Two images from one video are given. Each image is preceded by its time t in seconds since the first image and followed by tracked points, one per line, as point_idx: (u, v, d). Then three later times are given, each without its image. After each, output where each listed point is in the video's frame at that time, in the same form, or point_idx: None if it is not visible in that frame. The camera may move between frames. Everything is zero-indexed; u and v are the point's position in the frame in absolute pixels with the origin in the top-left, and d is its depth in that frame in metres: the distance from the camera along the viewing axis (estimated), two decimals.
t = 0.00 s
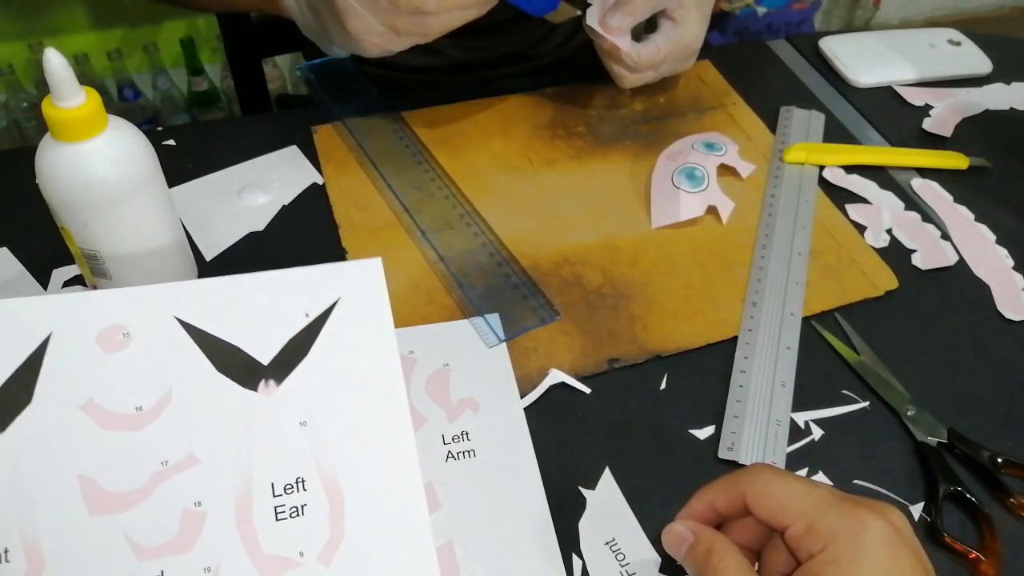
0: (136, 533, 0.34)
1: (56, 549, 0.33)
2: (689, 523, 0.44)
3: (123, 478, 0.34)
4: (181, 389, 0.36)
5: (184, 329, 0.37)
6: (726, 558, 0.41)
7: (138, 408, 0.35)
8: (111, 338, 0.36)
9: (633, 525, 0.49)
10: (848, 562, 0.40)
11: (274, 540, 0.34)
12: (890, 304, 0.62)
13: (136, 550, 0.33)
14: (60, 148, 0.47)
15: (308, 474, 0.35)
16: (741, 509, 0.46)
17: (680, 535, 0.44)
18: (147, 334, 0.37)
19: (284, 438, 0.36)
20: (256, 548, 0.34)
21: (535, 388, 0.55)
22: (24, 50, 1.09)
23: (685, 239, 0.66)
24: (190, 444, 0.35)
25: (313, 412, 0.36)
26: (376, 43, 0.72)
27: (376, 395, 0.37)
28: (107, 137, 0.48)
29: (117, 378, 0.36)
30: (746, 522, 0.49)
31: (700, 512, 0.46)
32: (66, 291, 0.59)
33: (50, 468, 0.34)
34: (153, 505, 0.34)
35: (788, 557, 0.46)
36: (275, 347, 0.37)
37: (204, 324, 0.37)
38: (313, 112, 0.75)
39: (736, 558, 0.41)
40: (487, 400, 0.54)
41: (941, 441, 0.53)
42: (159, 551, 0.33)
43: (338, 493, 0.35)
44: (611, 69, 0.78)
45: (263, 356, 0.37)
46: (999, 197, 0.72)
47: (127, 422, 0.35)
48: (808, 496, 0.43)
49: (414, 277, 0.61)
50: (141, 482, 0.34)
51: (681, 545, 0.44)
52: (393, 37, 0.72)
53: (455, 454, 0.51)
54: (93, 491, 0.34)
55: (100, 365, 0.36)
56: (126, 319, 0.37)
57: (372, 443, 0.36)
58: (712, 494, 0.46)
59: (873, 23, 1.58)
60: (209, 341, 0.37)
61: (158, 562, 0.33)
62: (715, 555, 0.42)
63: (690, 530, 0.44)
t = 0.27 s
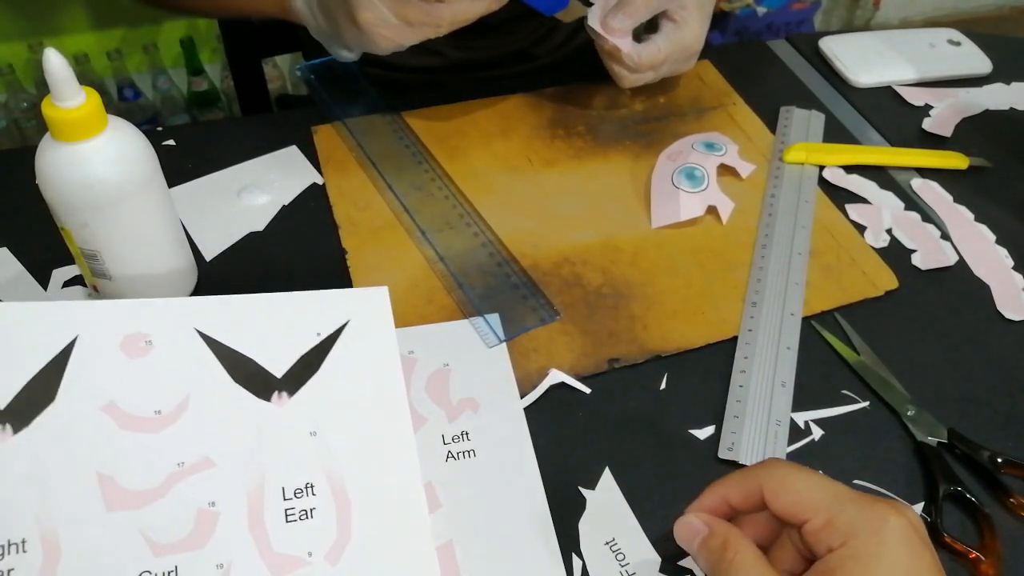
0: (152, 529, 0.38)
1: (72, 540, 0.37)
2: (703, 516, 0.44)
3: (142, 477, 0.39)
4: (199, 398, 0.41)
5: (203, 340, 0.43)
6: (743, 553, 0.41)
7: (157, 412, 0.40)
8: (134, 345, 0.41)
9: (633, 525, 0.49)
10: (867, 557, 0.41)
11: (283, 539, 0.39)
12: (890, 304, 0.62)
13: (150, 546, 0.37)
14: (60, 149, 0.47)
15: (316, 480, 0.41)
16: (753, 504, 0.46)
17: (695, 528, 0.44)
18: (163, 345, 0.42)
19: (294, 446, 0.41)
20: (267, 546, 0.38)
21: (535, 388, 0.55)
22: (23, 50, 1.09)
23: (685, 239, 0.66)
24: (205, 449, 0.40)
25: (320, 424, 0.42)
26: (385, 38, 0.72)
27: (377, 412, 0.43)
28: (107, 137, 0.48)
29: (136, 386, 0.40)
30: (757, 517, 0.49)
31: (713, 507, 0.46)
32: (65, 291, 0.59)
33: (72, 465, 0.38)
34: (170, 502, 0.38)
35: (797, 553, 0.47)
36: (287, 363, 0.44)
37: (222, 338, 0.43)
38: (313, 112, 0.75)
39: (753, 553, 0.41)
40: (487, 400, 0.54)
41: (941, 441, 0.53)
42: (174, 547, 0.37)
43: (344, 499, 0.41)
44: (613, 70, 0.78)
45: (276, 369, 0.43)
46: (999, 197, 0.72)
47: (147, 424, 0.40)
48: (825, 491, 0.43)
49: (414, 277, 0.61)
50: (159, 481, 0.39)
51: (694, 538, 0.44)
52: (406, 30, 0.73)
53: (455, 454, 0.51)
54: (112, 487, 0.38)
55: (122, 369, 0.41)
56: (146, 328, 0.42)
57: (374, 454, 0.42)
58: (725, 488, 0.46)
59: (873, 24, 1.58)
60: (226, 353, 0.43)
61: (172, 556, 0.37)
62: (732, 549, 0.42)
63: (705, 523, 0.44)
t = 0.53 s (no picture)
0: (150, 518, 0.32)
1: (68, 524, 0.31)
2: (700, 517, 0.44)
3: (142, 465, 0.32)
4: (207, 382, 0.34)
5: (211, 322, 0.35)
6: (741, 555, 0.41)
7: (160, 395, 0.33)
8: (137, 324, 0.34)
9: (633, 525, 0.49)
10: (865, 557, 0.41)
11: (290, 536, 0.32)
12: (890, 304, 0.62)
13: (149, 534, 0.31)
14: (60, 149, 0.47)
15: (325, 474, 0.33)
16: (751, 503, 0.46)
17: (691, 530, 0.44)
18: (172, 320, 0.34)
19: (303, 436, 0.33)
20: (271, 541, 0.32)
21: (535, 388, 0.55)
22: (24, 50, 1.09)
23: (685, 239, 0.66)
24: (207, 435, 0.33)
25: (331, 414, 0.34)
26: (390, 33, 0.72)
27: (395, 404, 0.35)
28: (107, 136, 0.48)
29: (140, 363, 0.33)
30: (756, 518, 0.49)
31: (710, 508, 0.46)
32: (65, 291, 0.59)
33: (71, 452, 0.32)
34: (169, 495, 0.32)
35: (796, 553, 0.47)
36: (299, 344, 0.35)
37: (232, 317, 0.35)
38: (313, 112, 0.75)
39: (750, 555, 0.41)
40: (487, 400, 0.54)
41: (941, 441, 0.53)
42: (172, 539, 0.31)
43: (351, 495, 0.33)
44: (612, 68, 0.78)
45: (283, 354, 0.35)
46: (999, 197, 0.72)
47: (151, 409, 0.33)
48: (821, 492, 0.43)
49: (414, 277, 0.61)
50: (156, 471, 0.32)
51: (691, 540, 0.44)
52: (410, 27, 0.73)
53: (455, 453, 0.51)
54: (111, 475, 0.32)
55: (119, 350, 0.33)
56: (152, 305, 0.34)
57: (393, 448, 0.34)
58: (723, 489, 0.46)
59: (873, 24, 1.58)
60: (234, 336, 0.34)
61: (170, 549, 0.31)
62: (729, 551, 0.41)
63: (701, 524, 0.44)
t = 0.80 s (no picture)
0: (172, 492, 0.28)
1: (85, 503, 0.28)
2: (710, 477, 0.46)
3: (153, 436, 0.29)
4: (221, 345, 0.32)
5: (220, 284, 0.33)
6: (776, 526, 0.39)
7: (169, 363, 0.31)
8: (140, 290, 0.32)
9: (634, 525, 0.49)
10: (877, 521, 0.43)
11: (318, 501, 0.29)
12: (890, 304, 0.62)
13: (172, 512, 0.28)
14: (60, 149, 0.47)
15: (350, 434, 0.30)
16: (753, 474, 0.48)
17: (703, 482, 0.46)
18: (176, 286, 0.33)
19: (322, 397, 0.31)
20: (299, 510, 0.28)
21: (534, 388, 0.55)
22: (24, 50, 1.09)
23: (685, 239, 0.66)
24: (224, 399, 0.30)
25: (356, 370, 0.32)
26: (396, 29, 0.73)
27: (427, 352, 0.32)
28: (107, 137, 0.48)
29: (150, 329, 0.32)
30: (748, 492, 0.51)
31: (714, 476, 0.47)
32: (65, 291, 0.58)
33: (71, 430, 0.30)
34: (187, 465, 0.29)
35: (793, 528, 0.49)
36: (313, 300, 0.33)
37: (244, 282, 0.33)
38: (313, 112, 0.75)
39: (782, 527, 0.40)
40: (487, 400, 0.54)
41: (941, 441, 0.53)
42: (196, 512, 0.28)
43: (381, 457, 0.30)
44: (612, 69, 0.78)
45: (300, 311, 0.33)
46: (999, 198, 0.72)
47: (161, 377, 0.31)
48: (839, 471, 0.45)
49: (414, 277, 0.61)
50: (173, 441, 0.29)
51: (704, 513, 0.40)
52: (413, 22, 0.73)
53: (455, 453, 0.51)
54: (125, 450, 0.29)
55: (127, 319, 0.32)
56: (153, 269, 0.33)
57: (424, 393, 0.31)
58: (734, 455, 0.48)
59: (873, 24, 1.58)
60: (245, 297, 0.33)
61: (194, 524, 0.28)
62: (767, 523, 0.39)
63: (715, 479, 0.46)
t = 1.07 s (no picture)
0: (338, 455, 0.36)
1: (261, 464, 0.35)
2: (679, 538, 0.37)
3: (322, 400, 0.36)
4: (376, 316, 0.38)
5: (368, 256, 0.38)
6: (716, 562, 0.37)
7: (327, 329, 0.37)
8: (292, 261, 0.38)
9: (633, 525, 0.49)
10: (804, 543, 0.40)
11: (476, 462, 0.36)
12: (890, 304, 0.62)
13: (341, 473, 0.35)
14: (60, 149, 0.47)
15: (503, 395, 0.38)
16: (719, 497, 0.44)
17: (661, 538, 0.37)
18: (327, 259, 0.38)
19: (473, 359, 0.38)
20: (460, 470, 0.36)
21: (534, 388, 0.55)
22: (24, 51, 1.09)
23: (685, 239, 0.66)
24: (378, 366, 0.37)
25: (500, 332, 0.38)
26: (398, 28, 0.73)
27: (559, 323, 0.39)
28: (106, 137, 0.48)
29: (305, 302, 0.37)
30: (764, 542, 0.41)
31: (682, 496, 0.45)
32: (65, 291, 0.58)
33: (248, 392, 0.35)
34: (353, 426, 0.36)
35: None
36: (455, 269, 0.39)
37: (388, 251, 0.38)
38: (313, 113, 0.75)
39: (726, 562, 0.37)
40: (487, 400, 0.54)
41: (941, 441, 0.53)
42: (363, 473, 0.36)
43: (536, 414, 0.38)
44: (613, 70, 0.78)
45: (444, 277, 0.39)
46: (999, 198, 0.72)
47: (319, 343, 0.37)
48: (772, 490, 0.41)
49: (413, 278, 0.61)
50: (338, 405, 0.36)
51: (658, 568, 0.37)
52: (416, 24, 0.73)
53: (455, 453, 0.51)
54: (291, 415, 0.36)
55: (283, 286, 0.37)
56: (303, 243, 0.38)
57: (569, 363, 0.39)
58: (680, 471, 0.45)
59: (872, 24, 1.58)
60: (387, 263, 0.38)
61: (363, 484, 0.35)
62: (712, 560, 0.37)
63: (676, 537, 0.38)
